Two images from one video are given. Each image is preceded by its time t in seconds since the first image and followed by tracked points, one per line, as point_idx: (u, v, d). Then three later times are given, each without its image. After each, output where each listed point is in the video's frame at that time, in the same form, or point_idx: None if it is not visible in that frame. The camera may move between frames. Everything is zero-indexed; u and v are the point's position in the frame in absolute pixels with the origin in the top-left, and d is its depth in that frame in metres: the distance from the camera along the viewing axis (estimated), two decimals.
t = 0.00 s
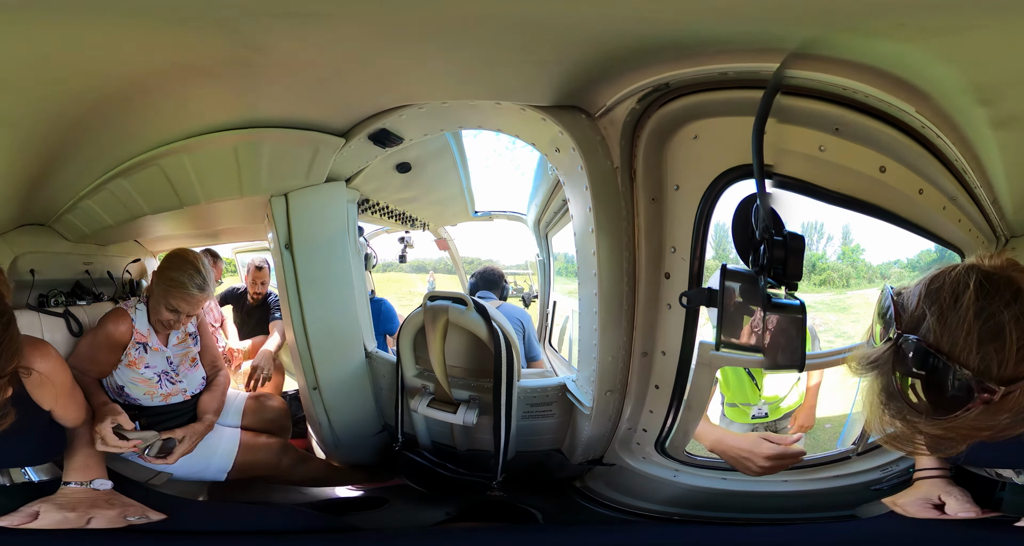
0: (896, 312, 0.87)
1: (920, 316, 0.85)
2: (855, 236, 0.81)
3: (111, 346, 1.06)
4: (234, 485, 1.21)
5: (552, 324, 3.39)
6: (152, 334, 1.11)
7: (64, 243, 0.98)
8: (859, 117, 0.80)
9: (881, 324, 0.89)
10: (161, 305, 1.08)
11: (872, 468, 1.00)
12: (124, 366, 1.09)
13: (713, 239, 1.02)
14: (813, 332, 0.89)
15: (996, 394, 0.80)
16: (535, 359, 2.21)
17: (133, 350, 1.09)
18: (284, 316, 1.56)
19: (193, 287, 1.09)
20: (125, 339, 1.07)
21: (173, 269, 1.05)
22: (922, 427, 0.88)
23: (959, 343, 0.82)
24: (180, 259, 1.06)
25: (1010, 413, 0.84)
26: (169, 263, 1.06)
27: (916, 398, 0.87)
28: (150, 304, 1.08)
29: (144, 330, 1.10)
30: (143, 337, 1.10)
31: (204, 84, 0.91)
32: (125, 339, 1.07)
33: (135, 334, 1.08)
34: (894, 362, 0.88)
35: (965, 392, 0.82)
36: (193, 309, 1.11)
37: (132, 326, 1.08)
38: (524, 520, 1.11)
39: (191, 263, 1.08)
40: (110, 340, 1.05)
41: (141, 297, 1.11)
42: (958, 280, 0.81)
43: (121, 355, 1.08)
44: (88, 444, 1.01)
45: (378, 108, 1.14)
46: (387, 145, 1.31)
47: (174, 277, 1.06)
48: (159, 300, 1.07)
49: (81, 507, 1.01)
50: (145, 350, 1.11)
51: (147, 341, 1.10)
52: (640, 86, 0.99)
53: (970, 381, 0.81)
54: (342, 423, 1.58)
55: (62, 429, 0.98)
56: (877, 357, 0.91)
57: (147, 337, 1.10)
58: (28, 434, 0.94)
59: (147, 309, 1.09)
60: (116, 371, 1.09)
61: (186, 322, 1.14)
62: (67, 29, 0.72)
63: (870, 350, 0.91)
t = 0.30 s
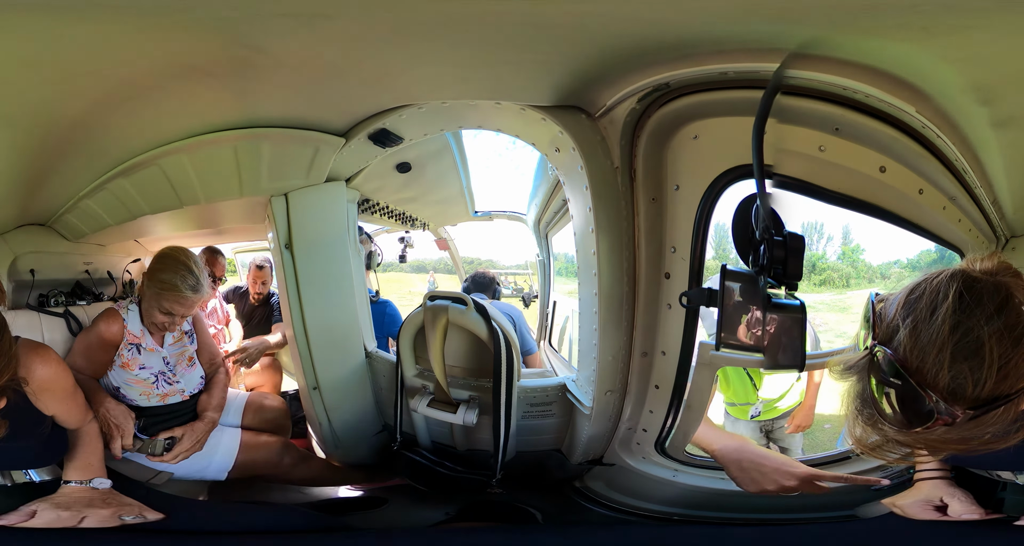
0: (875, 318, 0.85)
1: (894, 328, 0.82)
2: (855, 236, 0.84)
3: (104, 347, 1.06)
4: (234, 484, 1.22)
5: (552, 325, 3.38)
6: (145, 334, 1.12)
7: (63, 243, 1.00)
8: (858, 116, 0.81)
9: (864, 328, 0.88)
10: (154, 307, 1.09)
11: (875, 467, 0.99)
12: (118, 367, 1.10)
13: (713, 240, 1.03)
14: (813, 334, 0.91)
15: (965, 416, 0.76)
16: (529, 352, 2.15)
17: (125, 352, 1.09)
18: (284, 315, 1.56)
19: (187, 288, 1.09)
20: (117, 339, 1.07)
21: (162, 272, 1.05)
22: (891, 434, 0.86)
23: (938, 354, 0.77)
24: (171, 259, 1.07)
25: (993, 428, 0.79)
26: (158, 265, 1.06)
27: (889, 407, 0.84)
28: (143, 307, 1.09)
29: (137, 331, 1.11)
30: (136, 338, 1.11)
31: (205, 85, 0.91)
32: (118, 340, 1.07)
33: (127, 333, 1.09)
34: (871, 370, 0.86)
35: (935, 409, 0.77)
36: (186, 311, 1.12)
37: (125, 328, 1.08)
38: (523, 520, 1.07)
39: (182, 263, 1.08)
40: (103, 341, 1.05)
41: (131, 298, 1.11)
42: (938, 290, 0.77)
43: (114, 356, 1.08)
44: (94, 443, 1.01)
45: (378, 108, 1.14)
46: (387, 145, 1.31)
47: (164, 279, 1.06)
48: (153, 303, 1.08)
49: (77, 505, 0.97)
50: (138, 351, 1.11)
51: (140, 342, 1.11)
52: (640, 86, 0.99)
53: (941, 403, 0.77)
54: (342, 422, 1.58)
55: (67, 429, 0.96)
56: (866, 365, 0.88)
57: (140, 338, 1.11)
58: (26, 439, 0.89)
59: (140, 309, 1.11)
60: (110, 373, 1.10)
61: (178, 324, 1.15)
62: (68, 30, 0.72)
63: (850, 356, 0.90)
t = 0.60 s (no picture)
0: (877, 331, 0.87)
1: (897, 324, 0.85)
2: (855, 236, 0.81)
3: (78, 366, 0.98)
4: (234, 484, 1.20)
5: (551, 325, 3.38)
6: (119, 351, 1.06)
7: (63, 243, 0.98)
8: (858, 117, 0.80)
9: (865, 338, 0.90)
10: (134, 319, 1.03)
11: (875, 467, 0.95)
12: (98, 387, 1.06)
13: (713, 239, 1.01)
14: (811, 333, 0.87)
15: (976, 403, 0.80)
16: (528, 352, 2.16)
17: (101, 372, 1.04)
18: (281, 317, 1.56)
19: (164, 291, 1.02)
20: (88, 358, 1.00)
21: (128, 278, 0.97)
22: (907, 435, 0.89)
23: (943, 337, 0.81)
24: (139, 259, 0.97)
25: (1005, 419, 0.83)
26: (133, 266, 0.96)
27: (897, 404, 0.87)
28: (120, 320, 1.02)
29: (109, 349, 1.04)
30: (108, 357, 1.05)
31: (204, 85, 0.91)
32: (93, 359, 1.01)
33: (99, 354, 1.03)
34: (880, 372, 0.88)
35: (946, 399, 0.81)
36: (168, 315, 1.07)
37: (96, 346, 1.01)
38: (523, 518, 1.07)
39: (154, 259, 0.98)
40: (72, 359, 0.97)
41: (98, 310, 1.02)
42: (935, 285, 0.80)
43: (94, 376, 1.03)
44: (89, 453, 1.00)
45: (378, 108, 1.14)
46: (387, 145, 1.33)
47: (140, 285, 0.98)
48: (131, 315, 1.02)
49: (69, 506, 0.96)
50: (115, 369, 1.07)
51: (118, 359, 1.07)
52: (640, 86, 0.99)
53: (952, 389, 0.81)
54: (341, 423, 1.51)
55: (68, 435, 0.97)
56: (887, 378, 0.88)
57: (115, 356, 1.06)
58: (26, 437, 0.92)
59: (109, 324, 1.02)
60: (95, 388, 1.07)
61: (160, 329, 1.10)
62: (67, 28, 0.72)
63: (854, 359, 0.91)
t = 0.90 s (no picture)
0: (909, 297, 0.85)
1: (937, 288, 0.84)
2: (855, 236, 0.80)
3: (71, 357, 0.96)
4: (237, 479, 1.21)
5: (552, 325, 3.36)
6: (111, 339, 1.03)
7: (64, 243, 0.98)
8: (858, 117, 0.80)
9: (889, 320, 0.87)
10: (116, 309, 1.00)
11: (872, 469, 0.98)
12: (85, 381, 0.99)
13: (713, 239, 1.00)
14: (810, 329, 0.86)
15: None
16: (529, 353, 2.16)
17: (92, 361, 0.99)
18: (284, 316, 1.58)
19: (135, 280, 0.99)
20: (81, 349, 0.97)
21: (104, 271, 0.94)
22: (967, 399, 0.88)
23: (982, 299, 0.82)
24: (114, 256, 0.95)
25: None
26: (106, 264, 0.94)
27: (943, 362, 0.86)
28: (103, 311, 0.99)
29: (100, 337, 1.01)
30: (101, 345, 1.01)
31: (205, 86, 0.91)
32: (83, 350, 0.97)
33: (92, 343, 0.99)
34: (929, 338, 0.85)
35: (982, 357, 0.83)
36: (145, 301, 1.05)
37: (88, 337, 0.98)
38: (524, 518, 1.08)
39: (127, 257, 0.97)
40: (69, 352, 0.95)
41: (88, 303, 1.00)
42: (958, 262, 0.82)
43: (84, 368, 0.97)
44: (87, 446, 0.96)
45: (378, 108, 1.14)
46: (387, 145, 1.33)
47: (111, 277, 0.95)
48: (112, 306, 0.99)
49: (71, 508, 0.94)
50: (107, 359, 1.03)
51: (108, 348, 1.03)
52: (640, 86, 0.99)
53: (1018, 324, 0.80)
54: (341, 424, 1.57)
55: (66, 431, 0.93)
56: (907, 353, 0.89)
57: (105, 345, 1.02)
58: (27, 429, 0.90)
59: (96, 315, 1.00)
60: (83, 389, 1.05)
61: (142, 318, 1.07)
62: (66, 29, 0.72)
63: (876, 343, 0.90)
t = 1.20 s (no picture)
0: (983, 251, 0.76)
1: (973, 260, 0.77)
2: (855, 236, 0.80)
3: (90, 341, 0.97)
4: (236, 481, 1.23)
5: (551, 325, 3.33)
6: (127, 320, 1.04)
7: (64, 242, 0.95)
8: (858, 116, 0.81)
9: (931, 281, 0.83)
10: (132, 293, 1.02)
11: (870, 470, 0.99)
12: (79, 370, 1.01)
13: (713, 239, 1.02)
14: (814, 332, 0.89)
15: None
16: (529, 354, 2.15)
17: (111, 339, 1.01)
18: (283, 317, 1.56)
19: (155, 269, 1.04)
20: (101, 328, 0.99)
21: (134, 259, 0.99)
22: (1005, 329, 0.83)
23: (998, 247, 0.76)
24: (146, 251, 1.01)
25: None
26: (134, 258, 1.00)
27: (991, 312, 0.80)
28: (122, 296, 1.00)
29: (120, 317, 1.02)
30: (119, 324, 1.03)
31: (205, 85, 0.91)
32: (103, 329, 0.99)
33: (111, 322, 1.00)
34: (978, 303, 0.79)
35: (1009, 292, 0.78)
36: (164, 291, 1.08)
37: (107, 318, 0.99)
38: (524, 519, 1.07)
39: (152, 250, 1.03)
40: (88, 336, 0.97)
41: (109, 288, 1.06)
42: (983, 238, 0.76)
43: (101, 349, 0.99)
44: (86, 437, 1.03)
45: (378, 108, 1.14)
46: (387, 145, 1.31)
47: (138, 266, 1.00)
48: (129, 291, 1.01)
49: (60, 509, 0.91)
50: (122, 337, 1.04)
51: (123, 329, 1.04)
52: (640, 86, 0.98)
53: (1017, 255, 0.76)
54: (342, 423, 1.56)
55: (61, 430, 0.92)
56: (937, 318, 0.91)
57: (122, 325, 1.03)
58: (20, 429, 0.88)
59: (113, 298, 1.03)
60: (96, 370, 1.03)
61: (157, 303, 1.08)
62: (66, 30, 0.72)
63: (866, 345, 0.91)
